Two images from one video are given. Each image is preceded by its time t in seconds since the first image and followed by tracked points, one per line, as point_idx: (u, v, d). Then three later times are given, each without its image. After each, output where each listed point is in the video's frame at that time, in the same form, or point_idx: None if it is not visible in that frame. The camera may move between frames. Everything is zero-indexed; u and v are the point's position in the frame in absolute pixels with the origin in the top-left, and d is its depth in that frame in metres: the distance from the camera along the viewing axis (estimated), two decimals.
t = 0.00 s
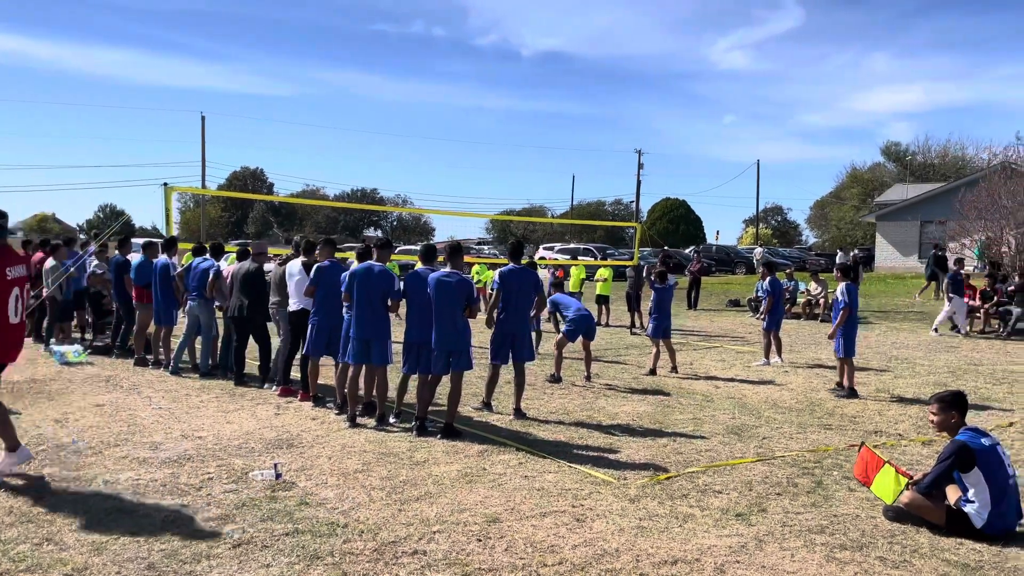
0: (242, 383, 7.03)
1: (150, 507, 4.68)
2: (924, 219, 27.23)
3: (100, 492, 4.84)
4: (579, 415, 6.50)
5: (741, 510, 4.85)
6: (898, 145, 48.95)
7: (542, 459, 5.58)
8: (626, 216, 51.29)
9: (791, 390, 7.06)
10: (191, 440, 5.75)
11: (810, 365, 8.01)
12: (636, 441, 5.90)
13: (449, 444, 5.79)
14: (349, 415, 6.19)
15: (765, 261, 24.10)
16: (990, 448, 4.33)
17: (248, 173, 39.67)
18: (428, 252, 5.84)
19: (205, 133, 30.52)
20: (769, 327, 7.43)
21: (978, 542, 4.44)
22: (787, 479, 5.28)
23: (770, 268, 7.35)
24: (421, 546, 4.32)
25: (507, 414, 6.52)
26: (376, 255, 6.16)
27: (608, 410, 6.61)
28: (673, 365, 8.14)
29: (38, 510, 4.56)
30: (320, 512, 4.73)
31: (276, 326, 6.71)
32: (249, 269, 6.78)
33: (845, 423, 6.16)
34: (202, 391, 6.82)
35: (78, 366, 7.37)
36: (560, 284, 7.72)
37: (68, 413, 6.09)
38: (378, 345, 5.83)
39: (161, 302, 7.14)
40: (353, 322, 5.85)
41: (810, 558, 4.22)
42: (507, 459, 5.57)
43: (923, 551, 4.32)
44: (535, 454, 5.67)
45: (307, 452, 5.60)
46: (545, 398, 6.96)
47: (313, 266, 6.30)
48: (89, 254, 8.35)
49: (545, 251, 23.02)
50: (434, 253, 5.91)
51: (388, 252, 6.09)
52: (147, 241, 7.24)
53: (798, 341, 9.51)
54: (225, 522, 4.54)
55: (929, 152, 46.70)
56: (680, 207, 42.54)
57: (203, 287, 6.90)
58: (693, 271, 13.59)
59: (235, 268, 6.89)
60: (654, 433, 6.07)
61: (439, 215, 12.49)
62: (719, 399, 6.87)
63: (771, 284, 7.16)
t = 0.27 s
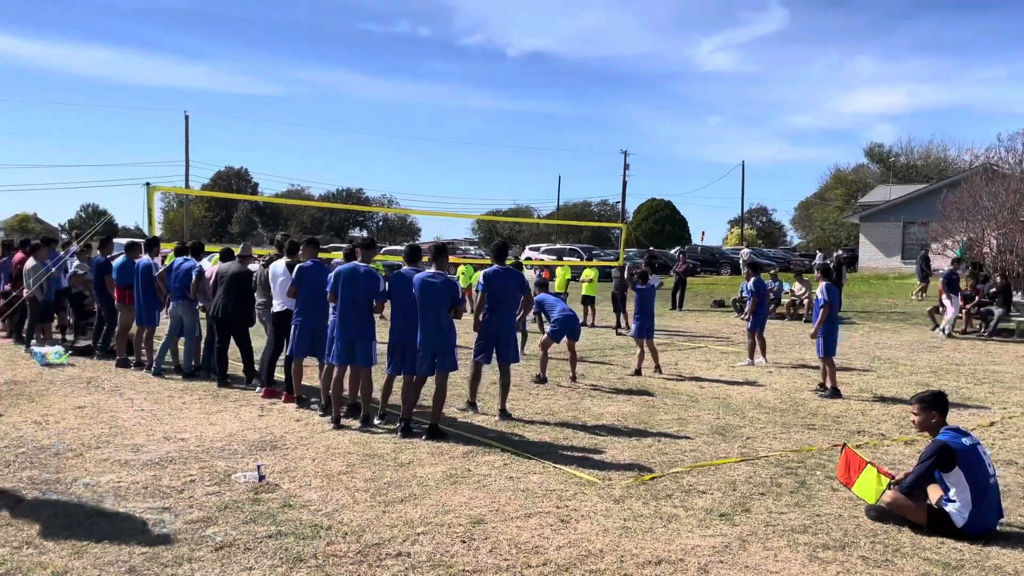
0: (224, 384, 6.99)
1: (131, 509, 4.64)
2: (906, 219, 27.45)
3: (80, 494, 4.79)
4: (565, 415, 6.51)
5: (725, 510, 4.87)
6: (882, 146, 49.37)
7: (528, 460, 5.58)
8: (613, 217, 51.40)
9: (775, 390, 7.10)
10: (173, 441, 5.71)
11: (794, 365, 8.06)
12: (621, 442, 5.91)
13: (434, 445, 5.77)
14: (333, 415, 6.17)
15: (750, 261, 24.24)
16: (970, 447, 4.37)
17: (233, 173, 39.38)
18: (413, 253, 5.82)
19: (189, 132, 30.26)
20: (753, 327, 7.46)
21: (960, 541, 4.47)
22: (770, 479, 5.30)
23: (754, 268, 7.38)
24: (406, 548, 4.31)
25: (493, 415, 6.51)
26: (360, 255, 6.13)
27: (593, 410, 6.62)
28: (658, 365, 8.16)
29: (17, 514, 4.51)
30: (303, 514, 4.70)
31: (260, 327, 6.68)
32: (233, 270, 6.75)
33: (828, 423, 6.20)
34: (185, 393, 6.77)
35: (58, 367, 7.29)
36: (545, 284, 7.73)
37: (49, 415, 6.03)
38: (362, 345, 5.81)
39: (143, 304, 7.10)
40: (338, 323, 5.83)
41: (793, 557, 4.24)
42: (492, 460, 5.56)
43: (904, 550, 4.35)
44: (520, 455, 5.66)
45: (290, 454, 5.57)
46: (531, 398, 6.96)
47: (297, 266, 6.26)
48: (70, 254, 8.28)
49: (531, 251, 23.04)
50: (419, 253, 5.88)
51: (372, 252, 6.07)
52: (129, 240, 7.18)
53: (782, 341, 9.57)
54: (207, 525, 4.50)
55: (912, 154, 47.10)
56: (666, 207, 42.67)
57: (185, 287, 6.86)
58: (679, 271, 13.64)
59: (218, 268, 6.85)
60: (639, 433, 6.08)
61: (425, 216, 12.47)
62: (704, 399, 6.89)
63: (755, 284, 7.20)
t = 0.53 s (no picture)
0: (208, 385, 6.95)
1: (113, 512, 4.60)
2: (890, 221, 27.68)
3: (61, 497, 4.74)
4: (551, 416, 6.51)
5: (709, 510, 4.89)
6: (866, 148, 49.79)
7: (513, 461, 5.58)
8: (595, 219, 51.51)
9: (760, 391, 7.14)
10: (156, 443, 5.67)
11: (778, 366, 8.12)
12: (606, 442, 5.92)
13: (419, 446, 5.76)
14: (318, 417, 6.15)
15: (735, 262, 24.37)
16: (952, 447, 4.42)
17: (217, 173, 39.15)
18: (398, 254, 5.81)
19: (171, 131, 29.98)
20: (737, 328, 7.50)
21: (941, 540, 4.51)
22: (754, 479, 5.33)
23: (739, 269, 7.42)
24: (390, 549, 4.30)
25: (479, 415, 6.51)
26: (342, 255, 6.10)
27: (579, 411, 6.62)
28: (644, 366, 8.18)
29: None
30: (287, 516, 4.68)
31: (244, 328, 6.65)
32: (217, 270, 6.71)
33: (812, 423, 6.24)
34: (169, 394, 6.72)
35: (40, 368, 7.22)
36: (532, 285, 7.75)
37: (29, 417, 5.96)
38: (347, 347, 5.80)
39: (126, 305, 7.05)
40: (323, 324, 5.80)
41: (777, 557, 4.26)
42: (478, 461, 5.56)
43: (887, 550, 4.38)
44: (506, 456, 5.66)
45: (275, 455, 5.55)
46: (517, 399, 6.96)
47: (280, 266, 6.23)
48: (52, 253, 8.20)
49: (518, 252, 23.06)
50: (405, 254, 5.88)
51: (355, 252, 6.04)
52: (112, 240, 7.13)
53: (766, 342, 9.62)
54: (190, 527, 4.47)
55: (896, 156, 47.52)
56: (652, 209, 42.81)
57: (169, 288, 6.82)
58: (665, 272, 13.69)
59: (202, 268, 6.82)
60: (624, 434, 6.10)
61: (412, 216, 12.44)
62: (689, 399, 6.92)
63: (739, 285, 7.24)
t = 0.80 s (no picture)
0: (192, 386, 6.90)
1: (95, 514, 4.55)
2: (874, 223, 27.90)
3: (42, 499, 4.69)
4: (537, 417, 6.51)
5: (694, 510, 4.90)
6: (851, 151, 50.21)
7: (499, 462, 5.57)
8: (582, 220, 51.61)
9: (744, 392, 7.17)
10: (139, 444, 5.62)
11: (763, 366, 8.16)
12: (592, 443, 5.93)
13: (405, 447, 5.75)
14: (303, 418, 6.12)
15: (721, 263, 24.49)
16: (934, 447, 4.45)
17: (201, 173, 39.04)
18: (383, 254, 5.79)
19: (156, 130, 29.76)
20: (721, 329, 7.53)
21: (923, 540, 4.55)
22: (739, 479, 5.35)
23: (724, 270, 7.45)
24: (375, 551, 4.28)
25: (465, 416, 6.50)
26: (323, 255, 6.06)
27: (565, 412, 6.63)
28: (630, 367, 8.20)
29: None
30: (271, 518, 4.65)
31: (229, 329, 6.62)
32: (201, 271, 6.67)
33: (796, 424, 6.27)
34: (152, 395, 6.67)
35: (21, 369, 7.14)
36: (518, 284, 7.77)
37: (10, 418, 5.90)
38: (331, 347, 5.77)
39: (108, 305, 6.99)
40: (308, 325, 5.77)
41: (761, 557, 4.28)
42: (463, 462, 5.55)
43: (869, 549, 4.41)
44: (492, 457, 5.65)
45: (259, 457, 5.52)
46: (503, 400, 6.96)
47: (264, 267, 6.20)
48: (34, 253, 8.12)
49: (505, 253, 23.07)
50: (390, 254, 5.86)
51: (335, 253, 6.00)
52: (94, 240, 7.07)
53: (751, 343, 9.67)
54: (173, 529, 4.43)
55: (880, 158, 47.91)
56: (639, 210, 42.95)
57: (152, 289, 6.77)
58: (651, 274, 13.74)
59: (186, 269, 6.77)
60: (610, 434, 6.11)
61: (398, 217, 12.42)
62: (674, 400, 6.95)
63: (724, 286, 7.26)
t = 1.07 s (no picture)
0: (175, 387, 6.86)
1: (77, 516, 4.51)
2: (857, 225, 28.14)
3: (22, 502, 4.64)
4: (523, 417, 6.51)
5: (678, 510, 4.93)
6: (834, 153, 50.63)
7: (485, 463, 5.57)
8: (568, 221, 51.70)
9: (729, 392, 7.22)
10: (122, 446, 5.58)
11: (748, 367, 8.21)
12: (578, 444, 5.95)
13: (390, 449, 5.74)
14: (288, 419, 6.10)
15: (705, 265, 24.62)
16: (916, 447, 4.50)
17: (185, 173, 38.75)
18: (371, 255, 5.78)
19: (139, 129, 29.54)
20: (705, 330, 7.58)
21: (905, 539, 4.59)
22: (723, 479, 5.38)
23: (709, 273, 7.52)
24: (359, 552, 4.27)
25: (451, 417, 6.49)
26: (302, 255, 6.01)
27: (551, 412, 6.64)
28: (616, 367, 8.22)
29: None
30: (256, 519, 4.62)
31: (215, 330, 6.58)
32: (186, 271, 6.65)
33: (780, 424, 6.32)
34: (136, 396, 6.62)
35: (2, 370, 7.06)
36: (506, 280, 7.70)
37: None
38: (316, 348, 5.73)
39: (91, 305, 6.93)
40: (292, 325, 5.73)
41: (745, 557, 4.30)
42: (449, 463, 5.55)
43: (852, 549, 4.45)
44: (477, 457, 5.65)
45: (243, 458, 5.49)
46: (489, 400, 6.96)
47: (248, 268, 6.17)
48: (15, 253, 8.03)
49: (491, 254, 23.08)
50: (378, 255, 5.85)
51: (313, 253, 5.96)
52: (76, 240, 7.01)
53: (736, 344, 9.73)
54: (156, 531, 4.40)
55: (863, 160, 48.36)
56: (625, 211, 43.07)
57: (136, 289, 6.72)
58: (636, 275, 13.78)
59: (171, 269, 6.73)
60: (595, 435, 6.13)
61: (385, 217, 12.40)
62: (659, 400, 6.98)
63: (709, 287, 7.31)
